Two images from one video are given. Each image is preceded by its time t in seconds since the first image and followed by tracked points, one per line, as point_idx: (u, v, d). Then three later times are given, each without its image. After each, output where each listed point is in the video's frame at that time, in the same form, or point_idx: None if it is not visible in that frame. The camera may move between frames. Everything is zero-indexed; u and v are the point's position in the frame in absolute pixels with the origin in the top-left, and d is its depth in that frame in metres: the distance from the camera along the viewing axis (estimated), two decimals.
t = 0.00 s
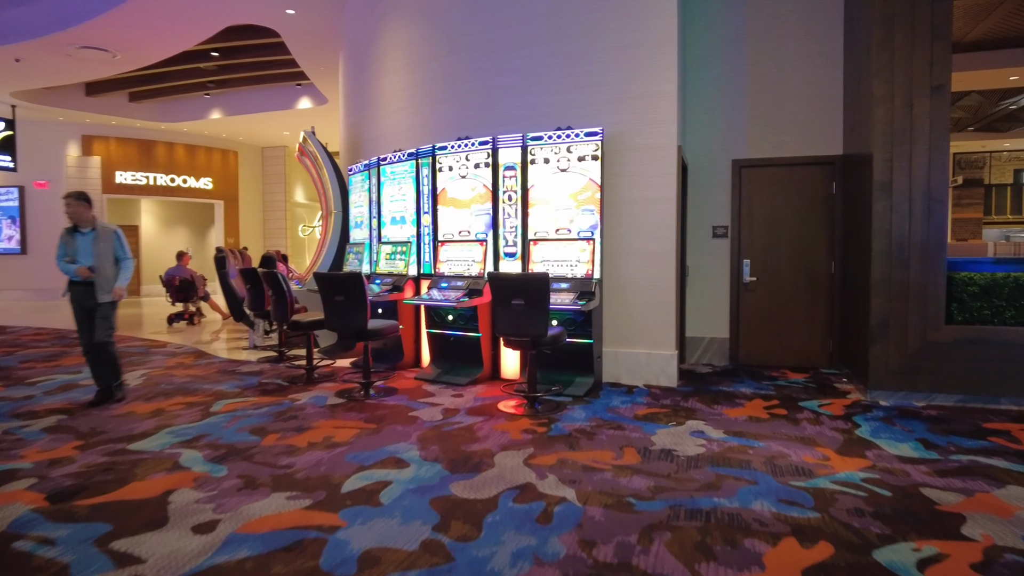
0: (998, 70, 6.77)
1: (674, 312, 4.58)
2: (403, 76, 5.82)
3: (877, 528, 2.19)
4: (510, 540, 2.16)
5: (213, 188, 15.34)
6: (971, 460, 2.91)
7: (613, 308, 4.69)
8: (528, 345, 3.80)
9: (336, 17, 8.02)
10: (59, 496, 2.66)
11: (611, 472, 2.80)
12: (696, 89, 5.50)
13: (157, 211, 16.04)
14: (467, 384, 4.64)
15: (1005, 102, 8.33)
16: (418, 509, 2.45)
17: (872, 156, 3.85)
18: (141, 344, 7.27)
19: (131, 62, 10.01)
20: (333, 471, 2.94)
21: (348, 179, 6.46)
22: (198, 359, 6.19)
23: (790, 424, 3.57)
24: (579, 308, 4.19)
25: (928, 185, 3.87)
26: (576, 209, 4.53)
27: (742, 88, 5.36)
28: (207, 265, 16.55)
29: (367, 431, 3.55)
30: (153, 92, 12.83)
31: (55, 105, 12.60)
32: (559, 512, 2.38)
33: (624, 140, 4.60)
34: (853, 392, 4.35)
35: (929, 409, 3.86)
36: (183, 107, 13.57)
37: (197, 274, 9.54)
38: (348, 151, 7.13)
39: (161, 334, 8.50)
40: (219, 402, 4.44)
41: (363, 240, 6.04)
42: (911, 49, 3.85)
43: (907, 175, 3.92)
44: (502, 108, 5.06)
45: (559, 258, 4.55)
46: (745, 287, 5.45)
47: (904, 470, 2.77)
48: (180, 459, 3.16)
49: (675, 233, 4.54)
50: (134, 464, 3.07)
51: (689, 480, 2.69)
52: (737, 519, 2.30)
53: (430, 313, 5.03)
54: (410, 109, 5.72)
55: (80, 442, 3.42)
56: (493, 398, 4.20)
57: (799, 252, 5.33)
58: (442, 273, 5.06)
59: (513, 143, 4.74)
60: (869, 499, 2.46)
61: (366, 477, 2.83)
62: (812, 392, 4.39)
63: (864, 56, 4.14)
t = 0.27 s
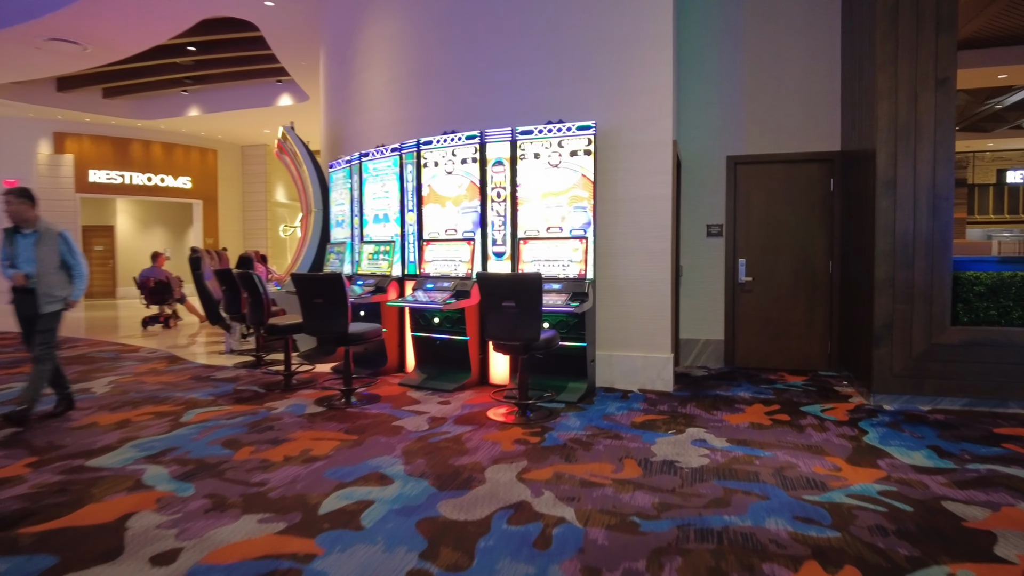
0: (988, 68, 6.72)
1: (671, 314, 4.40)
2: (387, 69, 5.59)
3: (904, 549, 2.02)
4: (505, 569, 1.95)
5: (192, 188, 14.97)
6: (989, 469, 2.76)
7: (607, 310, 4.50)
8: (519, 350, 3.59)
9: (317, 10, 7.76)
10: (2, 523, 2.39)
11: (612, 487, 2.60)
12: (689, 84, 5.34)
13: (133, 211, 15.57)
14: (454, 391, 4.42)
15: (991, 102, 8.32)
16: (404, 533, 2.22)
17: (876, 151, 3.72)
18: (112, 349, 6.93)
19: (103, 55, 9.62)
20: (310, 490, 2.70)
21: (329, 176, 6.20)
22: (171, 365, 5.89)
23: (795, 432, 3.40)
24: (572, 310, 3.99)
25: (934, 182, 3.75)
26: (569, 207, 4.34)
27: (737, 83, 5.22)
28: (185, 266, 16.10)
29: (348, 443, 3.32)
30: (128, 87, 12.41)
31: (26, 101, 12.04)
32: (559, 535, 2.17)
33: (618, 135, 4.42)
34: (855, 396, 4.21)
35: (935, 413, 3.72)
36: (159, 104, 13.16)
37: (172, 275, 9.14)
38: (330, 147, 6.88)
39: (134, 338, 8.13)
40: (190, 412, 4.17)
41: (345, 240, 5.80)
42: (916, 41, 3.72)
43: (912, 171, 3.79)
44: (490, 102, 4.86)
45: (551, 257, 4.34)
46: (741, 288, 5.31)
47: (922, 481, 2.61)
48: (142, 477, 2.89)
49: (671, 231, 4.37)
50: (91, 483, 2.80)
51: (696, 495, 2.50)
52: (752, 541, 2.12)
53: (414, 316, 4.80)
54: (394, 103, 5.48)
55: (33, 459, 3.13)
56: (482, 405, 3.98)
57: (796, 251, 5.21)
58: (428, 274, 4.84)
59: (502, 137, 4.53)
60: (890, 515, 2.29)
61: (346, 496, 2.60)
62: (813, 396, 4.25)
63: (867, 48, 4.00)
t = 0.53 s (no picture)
0: (983, 67, 6.62)
1: (670, 319, 4.22)
2: (371, 63, 5.35)
3: None
4: None
5: (173, 187, 14.61)
6: (1015, 486, 2.60)
7: (603, 314, 4.31)
8: (513, 359, 3.38)
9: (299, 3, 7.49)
10: None
11: (618, 511, 2.40)
12: (686, 79, 5.16)
13: (111, 211, 15.14)
14: (443, 401, 4.19)
15: (982, 101, 8.25)
16: (390, 570, 2.00)
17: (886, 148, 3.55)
18: (84, 355, 6.61)
19: (77, 49, 9.24)
20: (288, 517, 2.46)
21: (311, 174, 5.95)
22: (145, 372, 5.60)
23: (805, 444, 3.22)
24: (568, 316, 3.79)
25: (945, 180, 3.60)
26: (563, 206, 4.13)
27: (736, 79, 5.04)
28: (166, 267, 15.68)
29: (330, 461, 3.08)
30: (105, 83, 12.00)
31: None
32: (563, 570, 1.97)
33: (615, 131, 4.22)
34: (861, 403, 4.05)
35: (947, 422, 3.57)
36: (138, 101, 12.76)
37: (150, 278, 8.77)
38: (313, 144, 6.63)
39: (108, 343, 7.78)
40: (161, 425, 3.90)
41: (328, 241, 5.56)
42: (927, 34, 3.56)
43: (923, 169, 3.63)
44: (480, 97, 4.64)
45: (545, 260, 4.14)
46: (740, 290, 5.14)
47: (948, 500, 2.44)
48: (103, 504, 2.60)
49: (671, 232, 4.18)
50: (45, 512, 2.54)
51: (708, 520, 2.31)
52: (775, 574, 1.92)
53: (401, 322, 4.57)
54: (379, 98, 5.24)
55: None
56: (474, 417, 3.76)
57: (796, 252, 5.05)
58: (415, 277, 4.61)
59: (493, 133, 4.31)
60: (920, 542, 2.11)
61: (326, 525, 2.37)
62: (818, 404, 4.08)
63: (875, 41, 3.83)
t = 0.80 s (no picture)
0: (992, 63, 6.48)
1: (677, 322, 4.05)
2: (365, 56, 5.15)
3: None
4: None
5: (163, 187, 14.31)
6: None
7: (607, 317, 4.13)
8: (515, 365, 3.20)
9: None
10: None
11: (631, 532, 2.22)
12: (691, 74, 4.99)
13: (101, 211, 14.84)
14: (440, 408, 4.01)
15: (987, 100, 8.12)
16: None
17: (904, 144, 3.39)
18: (67, 360, 6.37)
19: (62, 45, 9.00)
20: (275, 538, 2.28)
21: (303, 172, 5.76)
22: (130, 378, 5.38)
23: (823, 455, 3.06)
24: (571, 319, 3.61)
25: (965, 176, 3.44)
26: (566, 204, 3.96)
27: (742, 73, 4.88)
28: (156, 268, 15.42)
29: (320, 475, 2.89)
30: (93, 81, 11.75)
31: None
32: None
33: (619, 126, 4.04)
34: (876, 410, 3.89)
35: (969, 430, 3.41)
36: (127, 99, 12.49)
37: (138, 279, 8.49)
38: (305, 142, 6.44)
39: (94, 346, 7.53)
40: (143, 435, 3.70)
41: (320, 241, 5.37)
42: (946, 24, 3.41)
43: (942, 166, 3.47)
44: (479, 92, 4.45)
45: (546, 260, 3.96)
46: (747, 292, 4.98)
47: (984, 518, 2.28)
48: (73, 525, 2.42)
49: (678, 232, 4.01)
50: (10, 534, 2.34)
51: (730, 542, 2.14)
52: None
53: (396, 325, 4.38)
54: (373, 92, 5.05)
55: None
56: (473, 426, 3.58)
57: (805, 252, 4.89)
58: (411, 279, 4.42)
59: (492, 128, 4.13)
60: (962, 566, 1.95)
61: (315, 548, 2.18)
62: (831, 411, 3.92)
63: (890, 33, 3.68)
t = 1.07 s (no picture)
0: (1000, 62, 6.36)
1: (686, 327, 3.87)
2: (359, 51, 4.96)
3: None
4: None
5: (153, 188, 14.03)
6: None
7: (613, 322, 3.95)
8: (519, 375, 3.01)
9: None
10: None
11: (651, 559, 2.04)
12: (698, 70, 4.83)
13: (89, 213, 14.53)
14: (439, 419, 3.81)
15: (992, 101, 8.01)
16: None
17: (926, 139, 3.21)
18: (48, 366, 6.12)
19: (47, 42, 8.74)
20: (261, 568, 2.08)
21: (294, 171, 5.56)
22: (113, 385, 5.14)
23: (846, 469, 2.89)
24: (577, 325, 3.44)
25: (989, 174, 3.29)
26: (570, 204, 3.79)
27: (750, 70, 4.72)
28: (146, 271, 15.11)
29: (311, 494, 2.69)
30: (80, 80, 11.47)
31: None
32: None
33: (626, 122, 3.87)
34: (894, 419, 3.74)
35: (994, 441, 3.26)
36: (115, 98, 12.22)
37: (125, 281, 8.20)
38: (297, 141, 6.25)
39: (78, 351, 7.25)
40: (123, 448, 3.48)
41: (313, 243, 5.18)
42: (971, 15, 3.26)
43: (965, 163, 3.31)
44: (478, 87, 4.27)
45: (550, 263, 3.78)
46: (755, 295, 4.82)
47: None
48: (38, 554, 2.20)
49: (687, 233, 3.84)
50: None
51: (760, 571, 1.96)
52: None
53: (392, 331, 4.19)
54: (368, 89, 4.86)
55: None
56: (474, 438, 3.39)
57: (815, 255, 4.73)
58: (407, 282, 4.23)
59: (492, 125, 3.95)
60: None
61: None
62: (848, 420, 3.76)
63: (911, 26, 3.52)
